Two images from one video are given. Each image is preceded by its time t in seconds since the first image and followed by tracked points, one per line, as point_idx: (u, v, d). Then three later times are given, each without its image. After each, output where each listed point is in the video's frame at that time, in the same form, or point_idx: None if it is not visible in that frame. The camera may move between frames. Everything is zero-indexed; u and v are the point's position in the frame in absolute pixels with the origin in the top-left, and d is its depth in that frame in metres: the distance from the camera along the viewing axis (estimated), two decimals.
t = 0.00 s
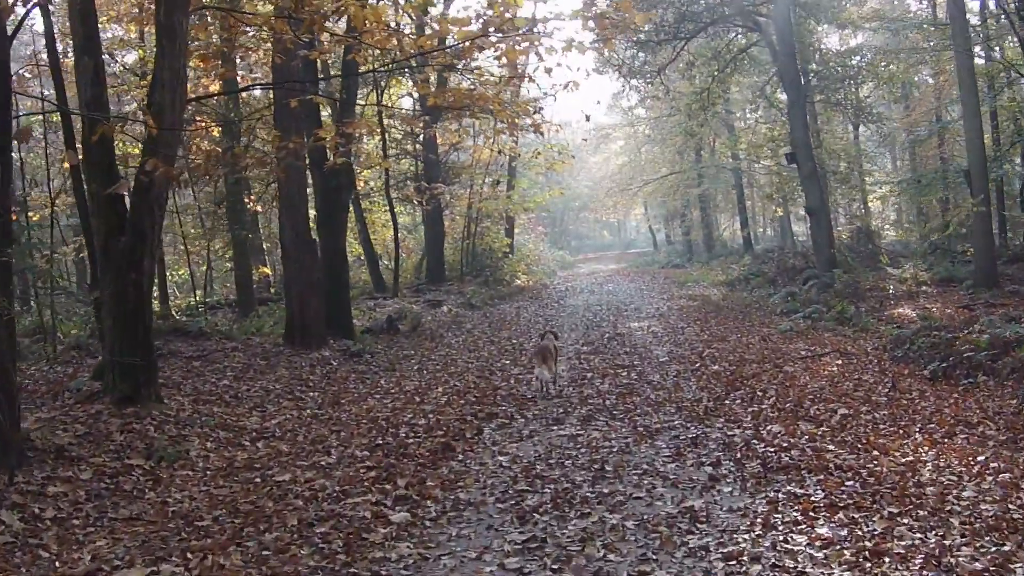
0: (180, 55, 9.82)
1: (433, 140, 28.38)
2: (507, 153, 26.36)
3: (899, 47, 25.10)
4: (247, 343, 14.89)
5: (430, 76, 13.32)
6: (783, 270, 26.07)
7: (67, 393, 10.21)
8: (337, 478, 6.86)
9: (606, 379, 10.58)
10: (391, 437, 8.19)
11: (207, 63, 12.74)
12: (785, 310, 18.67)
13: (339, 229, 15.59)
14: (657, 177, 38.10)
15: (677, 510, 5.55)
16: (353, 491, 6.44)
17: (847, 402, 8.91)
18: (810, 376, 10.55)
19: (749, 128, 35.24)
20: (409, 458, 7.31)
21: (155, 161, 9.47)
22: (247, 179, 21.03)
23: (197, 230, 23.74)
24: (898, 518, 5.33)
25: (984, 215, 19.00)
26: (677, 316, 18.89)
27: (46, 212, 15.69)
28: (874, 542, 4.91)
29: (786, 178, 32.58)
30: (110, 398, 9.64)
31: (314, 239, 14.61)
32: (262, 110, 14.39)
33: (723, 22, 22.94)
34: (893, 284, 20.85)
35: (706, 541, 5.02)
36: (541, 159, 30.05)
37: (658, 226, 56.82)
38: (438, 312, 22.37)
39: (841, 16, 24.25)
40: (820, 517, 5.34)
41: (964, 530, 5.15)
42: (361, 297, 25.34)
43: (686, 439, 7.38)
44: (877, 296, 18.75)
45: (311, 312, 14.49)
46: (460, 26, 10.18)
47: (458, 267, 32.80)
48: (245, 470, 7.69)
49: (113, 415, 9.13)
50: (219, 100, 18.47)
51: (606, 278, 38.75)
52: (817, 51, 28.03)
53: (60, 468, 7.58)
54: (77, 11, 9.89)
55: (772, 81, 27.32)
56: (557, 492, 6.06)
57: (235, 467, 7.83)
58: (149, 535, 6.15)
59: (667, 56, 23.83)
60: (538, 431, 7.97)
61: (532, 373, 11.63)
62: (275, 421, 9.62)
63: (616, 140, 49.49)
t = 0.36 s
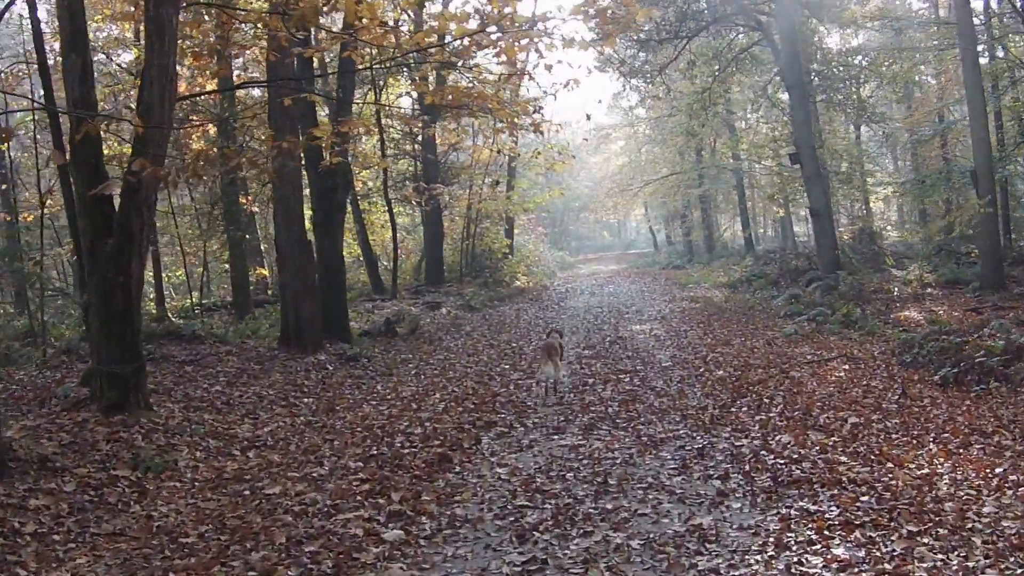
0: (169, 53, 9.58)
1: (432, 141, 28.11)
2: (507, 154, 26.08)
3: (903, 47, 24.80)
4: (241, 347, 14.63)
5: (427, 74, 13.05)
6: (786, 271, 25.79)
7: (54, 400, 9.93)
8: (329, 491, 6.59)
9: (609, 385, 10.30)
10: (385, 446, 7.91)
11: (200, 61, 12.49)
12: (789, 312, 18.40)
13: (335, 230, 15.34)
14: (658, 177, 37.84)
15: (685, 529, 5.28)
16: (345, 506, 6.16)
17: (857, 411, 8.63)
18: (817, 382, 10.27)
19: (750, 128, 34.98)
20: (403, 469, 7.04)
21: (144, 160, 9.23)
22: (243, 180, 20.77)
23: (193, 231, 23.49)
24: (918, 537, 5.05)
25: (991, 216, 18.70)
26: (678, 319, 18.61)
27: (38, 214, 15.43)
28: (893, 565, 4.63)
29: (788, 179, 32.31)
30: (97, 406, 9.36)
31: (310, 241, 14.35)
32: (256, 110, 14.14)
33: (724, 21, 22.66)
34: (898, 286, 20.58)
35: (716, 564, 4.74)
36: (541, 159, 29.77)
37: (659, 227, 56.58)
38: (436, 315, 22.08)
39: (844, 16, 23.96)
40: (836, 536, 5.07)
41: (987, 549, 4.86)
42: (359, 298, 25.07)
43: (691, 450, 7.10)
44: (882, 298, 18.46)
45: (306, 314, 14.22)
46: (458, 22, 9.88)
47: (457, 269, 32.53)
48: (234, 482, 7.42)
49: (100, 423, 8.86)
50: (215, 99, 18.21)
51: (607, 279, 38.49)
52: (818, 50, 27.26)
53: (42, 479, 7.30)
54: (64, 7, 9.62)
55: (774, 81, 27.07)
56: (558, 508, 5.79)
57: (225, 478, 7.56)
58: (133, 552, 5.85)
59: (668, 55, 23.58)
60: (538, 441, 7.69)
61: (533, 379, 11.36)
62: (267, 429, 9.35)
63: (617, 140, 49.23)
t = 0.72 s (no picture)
0: (161, 50, 9.33)
1: (432, 141, 27.88)
2: (507, 154, 25.82)
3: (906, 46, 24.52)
4: (237, 351, 14.38)
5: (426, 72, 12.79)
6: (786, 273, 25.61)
7: (43, 407, 9.68)
8: (323, 505, 6.34)
9: (611, 392, 10.04)
10: (383, 456, 7.67)
11: (194, 59, 12.25)
12: (793, 315, 18.14)
13: (333, 232, 15.10)
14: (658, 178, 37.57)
15: (695, 549, 5.03)
16: (339, 522, 5.91)
17: (868, 419, 8.38)
18: (825, 388, 10.01)
19: (752, 128, 34.71)
20: (401, 481, 6.80)
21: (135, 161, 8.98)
22: (240, 180, 20.53)
23: (190, 232, 23.26)
24: (940, 559, 4.80)
25: (998, 218, 18.44)
26: (681, 321, 18.36)
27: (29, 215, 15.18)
28: None
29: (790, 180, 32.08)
30: (86, 413, 9.11)
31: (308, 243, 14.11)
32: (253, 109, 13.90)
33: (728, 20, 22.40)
34: (902, 288, 20.35)
35: None
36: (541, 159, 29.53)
37: (659, 227, 56.30)
38: (435, 316, 21.82)
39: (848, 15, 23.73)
40: (853, 557, 4.83)
41: (1013, 572, 4.60)
42: (358, 300, 24.84)
43: (698, 462, 6.86)
44: (887, 301, 18.18)
45: (302, 316, 13.98)
46: (457, 19, 9.64)
47: (456, 269, 32.30)
48: (225, 495, 7.18)
49: (88, 431, 8.61)
50: (211, 99, 17.97)
51: (607, 280, 38.25)
52: (821, 49, 26.65)
53: (27, 491, 7.05)
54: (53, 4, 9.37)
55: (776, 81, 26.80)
56: (561, 525, 5.55)
57: (216, 491, 7.30)
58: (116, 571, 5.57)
59: (669, 55, 23.31)
60: (539, 452, 7.44)
61: (534, 384, 11.11)
62: (261, 437, 9.10)
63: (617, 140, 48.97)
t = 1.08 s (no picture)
0: (154, 48, 9.13)
1: (431, 140, 27.65)
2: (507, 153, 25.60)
3: (910, 44, 24.28)
4: (233, 355, 14.16)
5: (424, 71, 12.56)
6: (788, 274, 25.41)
7: (33, 414, 9.48)
8: (318, 521, 6.12)
9: (615, 399, 9.83)
10: (380, 468, 7.46)
11: (188, 59, 12.05)
12: (796, 317, 17.91)
13: (330, 234, 14.93)
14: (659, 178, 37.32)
15: (704, 571, 4.81)
16: (334, 540, 5.69)
17: (878, 428, 8.16)
18: (832, 395, 9.79)
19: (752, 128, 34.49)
20: (399, 495, 6.59)
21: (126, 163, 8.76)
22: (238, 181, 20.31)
23: (187, 233, 23.05)
24: None
25: (1004, 219, 18.21)
26: (683, 324, 18.14)
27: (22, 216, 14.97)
28: None
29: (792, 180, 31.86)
30: (77, 421, 8.91)
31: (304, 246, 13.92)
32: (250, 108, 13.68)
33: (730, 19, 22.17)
34: (906, 289, 20.14)
35: None
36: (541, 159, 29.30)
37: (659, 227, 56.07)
38: (434, 318, 21.61)
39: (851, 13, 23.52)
40: None
41: None
42: (356, 301, 24.63)
43: (706, 475, 6.64)
44: (892, 303, 17.96)
45: (299, 318, 13.77)
46: (457, 17, 9.41)
47: (456, 270, 32.08)
48: (217, 509, 6.96)
49: (78, 441, 8.41)
50: (207, 99, 17.74)
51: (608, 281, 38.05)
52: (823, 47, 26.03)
53: (13, 505, 6.83)
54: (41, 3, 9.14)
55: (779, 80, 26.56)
56: (564, 544, 5.33)
57: (208, 504, 7.09)
58: None
59: (671, 54, 23.08)
60: (541, 463, 7.22)
61: (535, 390, 10.90)
62: (256, 446, 8.88)
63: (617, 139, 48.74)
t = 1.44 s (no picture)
0: (142, 50, 8.86)
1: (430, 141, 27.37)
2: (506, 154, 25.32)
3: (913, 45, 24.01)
4: (227, 362, 13.89)
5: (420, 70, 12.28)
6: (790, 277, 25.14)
7: (17, 427, 9.21)
8: (307, 545, 5.85)
9: (616, 409, 9.57)
10: (373, 484, 7.19)
11: (180, 60, 11.78)
12: (799, 322, 17.65)
13: (325, 238, 14.73)
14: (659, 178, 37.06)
15: None
16: (324, 566, 5.42)
17: (888, 443, 7.89)
18: (839, 406, 9.52)
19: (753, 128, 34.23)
20: (391, 516, 6.31)
21: (113, 167, 8.47)
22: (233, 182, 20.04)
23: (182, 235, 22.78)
24: None
25: (1010, 222, 17.93)
26: (685, 328, 17.89)
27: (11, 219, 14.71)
28: None
29: (793, 181, 31.59)
30: (62, 434, 8.63)
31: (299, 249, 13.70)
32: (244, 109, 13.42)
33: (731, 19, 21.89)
34: (909, 293, 19.89)
35: None
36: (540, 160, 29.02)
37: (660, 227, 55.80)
38: (432, 321, 21.35)
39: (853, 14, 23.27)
40: None
41: None
42: (354, 304, 24.37)
43: (712, 495, 6.38)
44: (896, 307, 17.69)
45: (295, 323, 13.54)
46: (455, 17, 9.14)
47: (454, 271, 31.81)
48: (203, 529, 6.69)
49: (63, 456, 8.14)
50: (202, 100, 17.47)
51: (608, 282, 37.82)
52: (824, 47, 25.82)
53: None
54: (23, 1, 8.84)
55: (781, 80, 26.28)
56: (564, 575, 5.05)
57: (194, 524, 6.81)
58: None
59: (672, 54, 22.81)
60: (541, 481, 6.95)
61: (533, 400, 10.63)
62: (247, 460, 8.61)
63: (617, 139, 48.49)
